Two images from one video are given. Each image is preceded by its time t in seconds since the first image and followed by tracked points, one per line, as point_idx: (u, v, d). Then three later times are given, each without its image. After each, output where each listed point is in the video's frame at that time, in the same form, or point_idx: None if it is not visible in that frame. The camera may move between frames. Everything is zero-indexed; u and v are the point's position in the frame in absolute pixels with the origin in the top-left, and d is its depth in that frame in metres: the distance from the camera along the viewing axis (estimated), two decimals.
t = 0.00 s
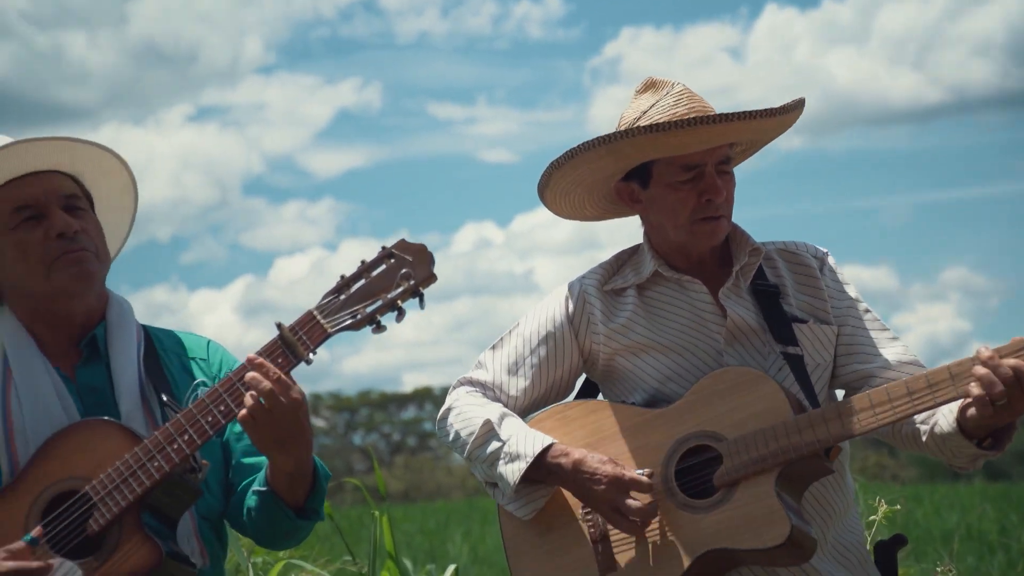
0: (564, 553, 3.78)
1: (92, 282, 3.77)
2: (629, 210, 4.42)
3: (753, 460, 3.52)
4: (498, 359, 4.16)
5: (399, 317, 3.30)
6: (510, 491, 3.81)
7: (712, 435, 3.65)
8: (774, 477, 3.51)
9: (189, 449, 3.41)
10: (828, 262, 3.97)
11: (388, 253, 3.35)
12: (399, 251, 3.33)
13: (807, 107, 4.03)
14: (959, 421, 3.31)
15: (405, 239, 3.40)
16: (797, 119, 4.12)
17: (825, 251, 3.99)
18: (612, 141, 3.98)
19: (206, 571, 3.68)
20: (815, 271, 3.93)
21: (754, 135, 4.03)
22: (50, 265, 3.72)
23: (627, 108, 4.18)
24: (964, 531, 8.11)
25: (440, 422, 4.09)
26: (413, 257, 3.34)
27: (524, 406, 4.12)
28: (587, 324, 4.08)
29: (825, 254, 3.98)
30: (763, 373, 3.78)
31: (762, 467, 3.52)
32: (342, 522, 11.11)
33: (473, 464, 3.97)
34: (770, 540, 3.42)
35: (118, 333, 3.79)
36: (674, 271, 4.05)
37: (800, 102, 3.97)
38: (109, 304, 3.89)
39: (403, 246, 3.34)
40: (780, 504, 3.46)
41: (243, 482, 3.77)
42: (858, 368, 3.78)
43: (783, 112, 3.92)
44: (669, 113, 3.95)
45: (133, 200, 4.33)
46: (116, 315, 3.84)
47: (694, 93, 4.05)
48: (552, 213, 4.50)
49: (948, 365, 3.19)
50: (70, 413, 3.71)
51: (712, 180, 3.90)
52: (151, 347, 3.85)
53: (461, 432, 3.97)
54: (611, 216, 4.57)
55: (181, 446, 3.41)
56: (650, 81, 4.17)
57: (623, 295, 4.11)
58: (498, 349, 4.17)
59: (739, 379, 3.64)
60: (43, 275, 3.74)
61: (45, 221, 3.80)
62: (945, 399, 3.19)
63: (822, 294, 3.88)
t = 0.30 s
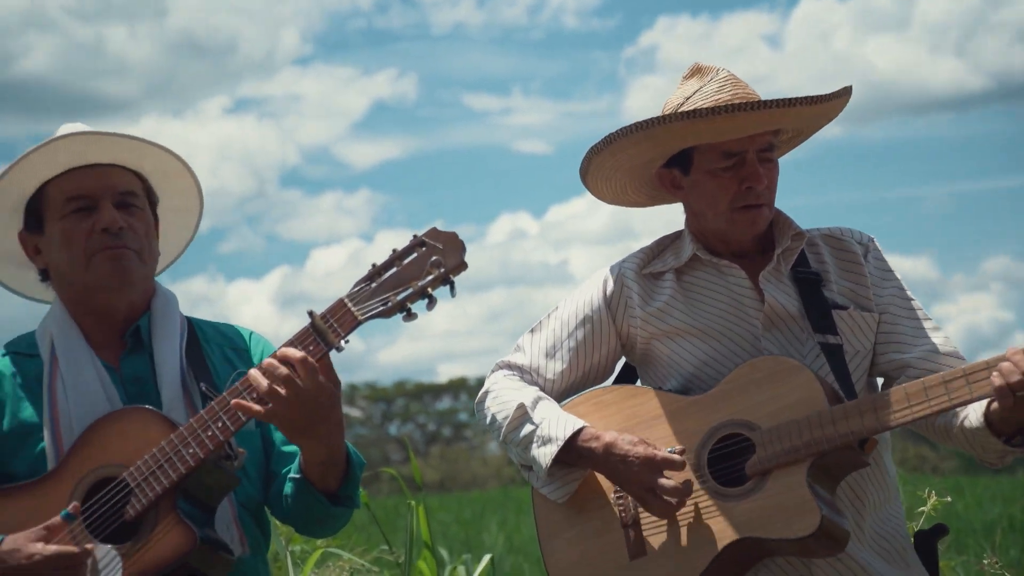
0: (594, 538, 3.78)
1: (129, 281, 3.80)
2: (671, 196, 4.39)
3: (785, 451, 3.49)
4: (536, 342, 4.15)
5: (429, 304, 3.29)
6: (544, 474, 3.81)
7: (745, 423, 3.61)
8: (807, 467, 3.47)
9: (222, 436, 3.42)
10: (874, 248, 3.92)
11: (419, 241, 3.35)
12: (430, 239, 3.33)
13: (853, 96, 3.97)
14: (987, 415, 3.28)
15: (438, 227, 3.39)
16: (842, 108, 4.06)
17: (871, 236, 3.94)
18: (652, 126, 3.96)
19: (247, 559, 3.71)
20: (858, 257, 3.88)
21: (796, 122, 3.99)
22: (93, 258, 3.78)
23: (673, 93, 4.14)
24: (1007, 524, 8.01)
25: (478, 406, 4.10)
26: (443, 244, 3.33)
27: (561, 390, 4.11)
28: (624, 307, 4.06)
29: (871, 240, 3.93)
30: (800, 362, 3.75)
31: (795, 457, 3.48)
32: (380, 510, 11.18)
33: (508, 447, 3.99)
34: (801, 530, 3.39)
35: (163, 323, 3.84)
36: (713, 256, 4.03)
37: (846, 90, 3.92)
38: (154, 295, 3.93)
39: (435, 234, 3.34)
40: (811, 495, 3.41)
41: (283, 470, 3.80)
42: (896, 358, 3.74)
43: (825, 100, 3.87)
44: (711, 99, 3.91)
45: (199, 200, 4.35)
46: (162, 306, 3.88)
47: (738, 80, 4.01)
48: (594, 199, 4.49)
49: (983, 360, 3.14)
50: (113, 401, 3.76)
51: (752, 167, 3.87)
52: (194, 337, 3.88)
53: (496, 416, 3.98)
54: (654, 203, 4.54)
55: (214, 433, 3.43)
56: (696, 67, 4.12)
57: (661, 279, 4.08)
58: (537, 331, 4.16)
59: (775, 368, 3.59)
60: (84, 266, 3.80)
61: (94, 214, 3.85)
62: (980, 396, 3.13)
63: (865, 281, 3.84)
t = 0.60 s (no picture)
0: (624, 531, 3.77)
1: (188, 274, 3.82)
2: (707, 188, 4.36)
3: (815, 448, 3.46)
4: (568, 331, 4.13)
5: (456, 284, 3.21)
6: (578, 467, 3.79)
7: (777, 419, 3.58)
8: (836, 466, 3.43)
9: (254, 420, 3.38)
10: (912, 241, 3.88)
11: (447, 221, 3.27)
12: (457, 218, 3.24)
13: (893, 88, 3.93)
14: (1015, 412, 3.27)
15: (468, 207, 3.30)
16: (882, 100, 4.01)
17: (909, 230, 3.90)
18: (686, 115, 3.93)
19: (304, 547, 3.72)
20: (895, 251, 3.85)
21: (833, 115, 3.95)
22: (154, 249, 3.81)
23: (709, 85, 4.12)
24: None
25: (509, 397, 4.08)
26: (470, 223, 3.23)
27: (593, 380, 4.09)
28: (657, 298, 4.05)
29: (909, 233, 3.89)
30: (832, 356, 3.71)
31: (825, 454, 3.44)
32: (410, 503, 11.22)
33: (541, 437, 3.96)
34: (829, 530, 3.37)
35: (222, 309, 3.86)
36: (746, 247, 4.00)
37: (886, 81, 3.88)
38: (220, 284, 3.95)
39: (462, 214, 3.25)
40: (840, 493, 3.39)
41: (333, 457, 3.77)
42: (933, 354, 3.70)
43: (862, 92, 3.83)
44: (748, 89, 3.88)
45: (276, 206, 4.27)
46: (225, 295, 3.90)
47: (776, 71, 3.97)
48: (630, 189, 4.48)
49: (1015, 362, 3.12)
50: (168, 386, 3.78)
51: (787, 159, 3.84)
52: (253, 322, 3.90)
53: (531, 406, 3.95)
54: (690, 194, 4.51)
55: (247, 417, 3.40)
56: (735, 57, 4.09)
57: (694, 269, 4.06)
58: (570, 320, 4.15)
59: (808, 363, 3.55)
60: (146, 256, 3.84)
61: (161, 206, 3.87)
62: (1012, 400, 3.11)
63: (901, 275, 3.80)
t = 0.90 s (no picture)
0: (656, 524, 3.75)
1: (265, 274, 3.85)
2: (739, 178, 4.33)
3: (850, 440, 3.42)
4: (598, 326, 4.12)
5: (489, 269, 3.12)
6: (610, 458, 3.78)
7: (809, 411, 3.55)
8: (873, 458, 3.40)
9: (301, 411, 3.35)
10: (946, 235, 3.84)
11: (480, 206, 3.19)
12: (490, 203, 3.16)
13: (931, 78, 3.88)
14: None
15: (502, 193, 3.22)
16: (920, 91, 3.97)
17: (943, 223, 3.86)
18: (722, 103, 3.91)
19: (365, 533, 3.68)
20: (930, 246, 3.81)
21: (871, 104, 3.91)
22: (230, 250, 3.84)
23: (743, 74, 4.09)
24: None
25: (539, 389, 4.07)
26: (503, 207, 3.14)
27: (624, 375, 4.08)
28: (688, 291, 4.02)
29: (942, 227, 3.85)
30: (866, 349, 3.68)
31: (861, 446, 3.41)
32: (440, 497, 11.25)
33: (573, 431, 3.93)
34: (868, 521, 3.33)
35: (297, 303, 3.84)
36: (779, 241, 3.96)
37: (924, 72, 3.84)
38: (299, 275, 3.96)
39: (495, 199, 3.17)
40: (876, 485, 3.36)
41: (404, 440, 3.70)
42: (971, 345, 3.66)
43: (901, 82, 3.80)
44: (784, 78, 3.85)
45: (354, 196, 4.23)
46: (302, 285, 3.89)
47: (812, 61, 3.94)
48: (662, 178, 4.46)
49: None
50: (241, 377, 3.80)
51: (823, 149, 3.81)
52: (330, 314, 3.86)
53: (562, 399, 3.93)
54: (721, 184, 4.49)
55: (295, 408, 3.36)
56: (769, 46, 4.06)
57: (726, 262, 4.03)
58: (599, 315, 4.13)
59: (838, 356, 3.52)
60: (223, 256, 3.87)
61: (237, 206, 3.89)
62: None
63: (936, 270, 3.77)
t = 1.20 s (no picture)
0: (685, 516, 3.76)
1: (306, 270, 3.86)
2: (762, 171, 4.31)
3: (885, 437, 3.41)
4: (625, 323, 4.12)
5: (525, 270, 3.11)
6: (653, 446, 3.77)
7: (842, 408, 3.54)
8: (907, 455, 3.39)
9: (341, 409, 3.36)
10: (974, 226, 3.81)
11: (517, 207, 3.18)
12: (526, 204, 3.15)
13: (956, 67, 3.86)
14: None
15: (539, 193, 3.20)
16: (945, 79, 3.95)
17: (971, 214, 3.83)
18: (748, 96, 3.89)
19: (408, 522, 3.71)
20: (960, 238, 3.78)
21: (899, 92, 3.89)
22: (269, 249, 3.85)
23: (765, 68, 4.07)
24: None
25: (569, 386, 4.08)
26: (539, 208, 3.12)
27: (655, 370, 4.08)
28: (716, 289, 4.02)
29: (971, 217, 3.82)
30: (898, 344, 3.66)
31: (896, 443, 3.39)
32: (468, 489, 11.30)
33: (609, 424, 3.93)
34: (903, 518, 3.34)
35: (341, 292, 3.85)
36: (807, 236, 3.95)
37: (950, 59, 3.81)
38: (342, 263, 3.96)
39: (531, 199, 3.16)
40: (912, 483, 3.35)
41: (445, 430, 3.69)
42: (1004, 336, 3.64)
43: (929, 69, 3.77)
44: (809, 70, 3.83)
45: (387, 177, 4.23)
46: (345, 275, 3.89)
47: (835, 53, 3.92)
48: (684, 178, 4.45)
49: None
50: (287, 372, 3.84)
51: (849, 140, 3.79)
52: (372, 301, 3.87)
53: (597, 394, 3.94)
54: (744, 179, 4.47)
55: (335, 406, 3.37)
56: (791, 40, 4.04)
57: (754, 259, 4.02)
58: (626, 312, 4.13)
59: (870, 351, 3.52)
60: (262, 255, 3.89)
61: (270, 205, 3.88)
62: None
63: (967, 263, 3.74)
